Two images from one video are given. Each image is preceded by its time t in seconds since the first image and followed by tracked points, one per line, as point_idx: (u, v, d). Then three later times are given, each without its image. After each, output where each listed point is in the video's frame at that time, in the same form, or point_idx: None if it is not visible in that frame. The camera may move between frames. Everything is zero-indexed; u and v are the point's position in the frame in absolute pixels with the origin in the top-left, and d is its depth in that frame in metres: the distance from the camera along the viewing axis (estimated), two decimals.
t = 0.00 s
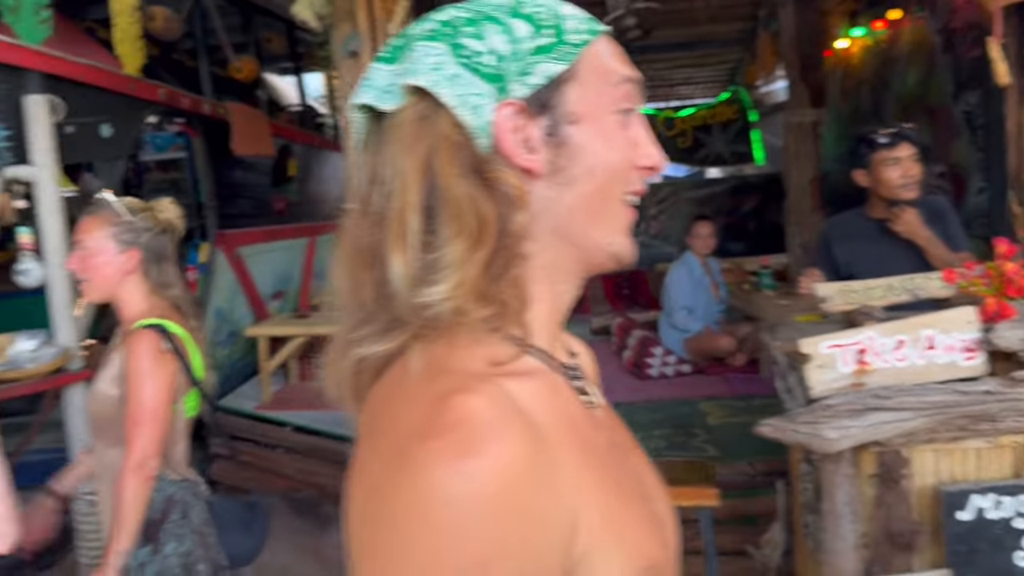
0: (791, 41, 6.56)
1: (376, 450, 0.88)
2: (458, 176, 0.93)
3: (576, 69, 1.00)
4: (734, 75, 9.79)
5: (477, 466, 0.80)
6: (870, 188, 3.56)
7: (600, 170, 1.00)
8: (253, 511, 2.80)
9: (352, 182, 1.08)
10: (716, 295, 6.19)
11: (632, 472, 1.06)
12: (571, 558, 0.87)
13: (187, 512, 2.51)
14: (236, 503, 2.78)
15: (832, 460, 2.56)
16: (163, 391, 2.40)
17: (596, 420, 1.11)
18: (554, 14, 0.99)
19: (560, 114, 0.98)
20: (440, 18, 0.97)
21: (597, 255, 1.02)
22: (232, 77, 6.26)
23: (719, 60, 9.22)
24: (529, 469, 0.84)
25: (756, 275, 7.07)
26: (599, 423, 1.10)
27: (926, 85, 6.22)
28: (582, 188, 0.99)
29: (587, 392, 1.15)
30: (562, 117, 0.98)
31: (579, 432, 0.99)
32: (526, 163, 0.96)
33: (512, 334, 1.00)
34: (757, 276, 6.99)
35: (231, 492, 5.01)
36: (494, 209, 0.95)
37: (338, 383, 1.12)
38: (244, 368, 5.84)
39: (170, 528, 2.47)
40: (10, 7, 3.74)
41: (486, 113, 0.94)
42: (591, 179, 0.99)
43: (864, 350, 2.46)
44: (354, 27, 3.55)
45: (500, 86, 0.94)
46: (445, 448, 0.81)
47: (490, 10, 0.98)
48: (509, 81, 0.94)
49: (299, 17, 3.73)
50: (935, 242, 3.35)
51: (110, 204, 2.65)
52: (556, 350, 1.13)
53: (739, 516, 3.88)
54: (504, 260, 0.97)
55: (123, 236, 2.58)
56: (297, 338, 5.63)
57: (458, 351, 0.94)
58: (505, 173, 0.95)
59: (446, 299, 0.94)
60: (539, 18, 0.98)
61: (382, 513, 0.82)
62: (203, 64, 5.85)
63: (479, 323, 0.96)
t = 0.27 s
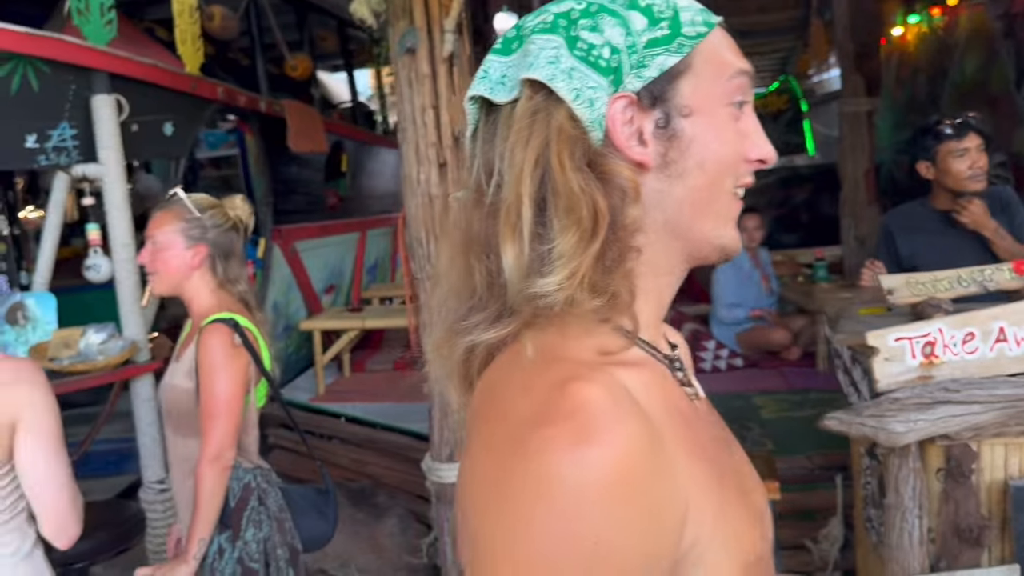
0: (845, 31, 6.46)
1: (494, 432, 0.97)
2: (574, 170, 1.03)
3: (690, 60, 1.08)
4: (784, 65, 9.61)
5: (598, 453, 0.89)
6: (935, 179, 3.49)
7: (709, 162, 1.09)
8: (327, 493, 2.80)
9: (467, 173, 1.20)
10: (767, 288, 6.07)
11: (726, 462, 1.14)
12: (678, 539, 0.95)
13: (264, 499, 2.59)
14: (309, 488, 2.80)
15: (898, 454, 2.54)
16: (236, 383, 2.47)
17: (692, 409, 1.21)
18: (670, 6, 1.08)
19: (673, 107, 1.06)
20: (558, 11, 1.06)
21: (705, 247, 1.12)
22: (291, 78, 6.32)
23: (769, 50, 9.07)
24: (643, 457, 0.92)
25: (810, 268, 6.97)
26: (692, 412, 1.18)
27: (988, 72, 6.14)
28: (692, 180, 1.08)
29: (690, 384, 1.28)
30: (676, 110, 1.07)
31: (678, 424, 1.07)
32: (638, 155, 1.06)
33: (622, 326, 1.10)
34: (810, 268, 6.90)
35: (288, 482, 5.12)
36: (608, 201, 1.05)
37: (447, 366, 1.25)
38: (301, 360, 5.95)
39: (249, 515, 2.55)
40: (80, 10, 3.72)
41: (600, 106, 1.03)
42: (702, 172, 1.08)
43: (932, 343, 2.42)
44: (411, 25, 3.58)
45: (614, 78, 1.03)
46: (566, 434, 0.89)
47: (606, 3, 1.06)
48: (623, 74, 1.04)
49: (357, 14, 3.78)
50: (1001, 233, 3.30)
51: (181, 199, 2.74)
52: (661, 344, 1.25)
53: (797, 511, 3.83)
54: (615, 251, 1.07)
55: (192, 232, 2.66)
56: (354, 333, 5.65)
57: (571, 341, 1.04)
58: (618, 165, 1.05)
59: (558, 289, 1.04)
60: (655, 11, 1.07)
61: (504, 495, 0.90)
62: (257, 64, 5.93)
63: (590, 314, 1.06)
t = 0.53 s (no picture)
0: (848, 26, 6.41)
1: (505, 427, 0.97)
2: (574, 172, 1.03)
3: (692, 64, 1.07)
4: (788, 59, 9.55)
5: (613, 448, 0.90)
6: (937, 174, 3.48)
7: (710, 165, 1.08)
8: (332, 492, 2.81)
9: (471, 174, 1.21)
10: (769, 284, 6.04)
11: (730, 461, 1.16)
12: (687, 534, 0.97)
13: (269, 498, 2.61)
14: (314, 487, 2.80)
15: (898, 449, 2.55)
16: (240, 383, 2.50)
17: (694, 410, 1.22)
18: (674, 8, 1.07)
19: (674, 109, 1.05)
20: (561, 13, 1.06)
21: (708, 248, 1.11)
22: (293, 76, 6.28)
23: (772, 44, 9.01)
24: (657, 453, 0.93)
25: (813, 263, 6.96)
26: (695, 412, 1.20)
27: (991, 66, 6.15)
28: (693, 183, 1.07)
29: (691, 383, 1.30)
30: (676, 113, 1.06)
31: (686, 422, 1.09)
32: (638, 158, 1.05)
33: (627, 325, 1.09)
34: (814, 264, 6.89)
35: (292, 480, 5.14)
36: (608, 203, 1.05)
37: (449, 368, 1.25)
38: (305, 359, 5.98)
39: (254, 515, 2.57)
40: (83, 13, 3.73)
41: (600, 109, 1.02)
42: (702, 175, 1.07)
43: (931, 338, 2.44)
44: (412, 23, 3.58)
45: (615, 81, 1.03)
46: (581, 428, 0.90)
47: (610, 4, 1.06)
48: (625, 76, 1.03)
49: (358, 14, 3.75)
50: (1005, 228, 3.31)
51: (180, 201, 2.74)
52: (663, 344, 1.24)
53: (800, 506, 3.82)
54: (616, 253, 1.06)
55: (195, 232, 2.68)
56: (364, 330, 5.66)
57: (579, 338, 1.04)
58: (618, 168, 1.04)
59: (560, 290, 1.03)
60: (658, 13, 1.06)
61: (515, 486, 0.91)
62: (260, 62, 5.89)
63: (592, 315, 1.05)
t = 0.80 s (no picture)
0: (798, 30, 6.46)
1: (417, 446, 0.98)
2: (471, 185, 1.06)
3: (593, 73, 1.11)
4: (746, 62, 9.66)
5: (524, 464, 0.91)
6: (880, 177, 3.55)
7: (612, 175, 1.10)
8: (278, 501, 2.79)
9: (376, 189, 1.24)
10: (724, 284, 6.33)
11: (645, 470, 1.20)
12: (600, 545, 0.99)
13: (212, 509, 2.61)
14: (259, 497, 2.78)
15: (834, 446, 2.61)
16: (183, 393, 2.49)
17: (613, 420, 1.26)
18: (575, 18, 1.11)
19: (575, 120, 1.09)
20: (461, 23, 1.09)
21: (615, 258, 1.14)
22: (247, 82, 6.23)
23: (729, 48, 9.12)
24: (568, 467, 0.95)
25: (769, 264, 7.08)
26: (613, 421, 1.23)
27: (939, 70, 6.32)
28: (596, 193, 1.10)
29: (606, 393, 1.30)
30: (577, 123, 1.09)
31: (601, 432, 1.12)
32: (540, 169, 1.08)
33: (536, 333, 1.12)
34: (770, 265, 6.99)
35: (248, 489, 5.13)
36: (507, 214, 1.08)
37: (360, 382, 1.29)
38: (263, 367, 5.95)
39: (197, 525, 2.57)
40: (26, 21, 3.67)
41: (500, 119, 1.05)
42: (605, 185, 1.10)
43: (862, 338, 2.51)
44: (360, 30, 3.60)
45: (515, 91, 1.06)
46: (491, 446, 0.92)
47: (510, 14, 1.09)
48: (524, 86, 1.06)
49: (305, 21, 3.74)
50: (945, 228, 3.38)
51: (119, 211, 2.73)
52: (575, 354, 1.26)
53: (750, 504, 3.91)
54: (516, 264, 1.08)
55: (134, 242, 2.68)
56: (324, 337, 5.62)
57: (484, 352, 1.07)
58: (518, 178, 1.08)
59: (461, 302, 1.05)
60: (559, 22, 1.10)
61: (426, 503, 0.92)
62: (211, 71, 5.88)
63: (495, 327, 1.07)
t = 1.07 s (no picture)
0: (733, 42, 6.53)
1: (298, 494, 0.89)
2: (321, 212, 1.01)
3: (449, 96, 1.07)
4: (684, 74, 9.84)
5: (413, 494, 0.84)
6: (801, 188, 3.68)
7: (474, 199, 1.07)
8: (205, 516, 2.90)
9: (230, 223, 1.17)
10: (663, 291, 6.35)
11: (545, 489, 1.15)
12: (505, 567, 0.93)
13: (139, 524, 2.60)
14: (188, 512, 2.88)
15: (751, 449, 2.71)
16: (105, 410, 2.48)
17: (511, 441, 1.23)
18: (431, 39, 1.07)
19: (430, 144, 1.05)
20: (311, 46, 1.05)
21: (487, 284, 1.11)
22: (180, 94, 6.18)
23: (667, 61, 9.32)
24: (461, 492, 0.89)
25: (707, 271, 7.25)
26: (510, 442, 1.20)
27: (863, 82, 6.50)
28: (458, 219, 1.06)
29: (502, 413, 1.30)
30: (433, 147, 1.05)
31: (494, 453, 1.06)
32: (395, 196, 1.04)
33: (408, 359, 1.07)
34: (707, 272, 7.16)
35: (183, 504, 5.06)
36: (362, 241, 1.03)
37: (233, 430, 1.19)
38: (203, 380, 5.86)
39: (123, 542, 2.55)
40: None
41: (348, 145, 1.02)
42: (467, 210, 1.07)
43: (773, 344, 2.61)
44: (290, 45, 3.63)
45: (364, 116, 1.03)
46: (375, 479, 0.84)
47: (362, 36, 1.06)
48: (374, 110, 1.03)
49: (236, 36, 3.75)
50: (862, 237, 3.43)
51: (41, 228, 2.69)
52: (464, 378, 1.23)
53: (682, 506, 4.01)
54: (378, 288, 1.05)
55: (55, 261, 2.65)
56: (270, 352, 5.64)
57: (354, 382, 1.01)
58: (369, 204, 1.03)
59: (320, 335, 1.01)
60: (412, 44, 1.06)
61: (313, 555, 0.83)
62: (147, 83, 5.88)
63: (361, 355, 1.02)
